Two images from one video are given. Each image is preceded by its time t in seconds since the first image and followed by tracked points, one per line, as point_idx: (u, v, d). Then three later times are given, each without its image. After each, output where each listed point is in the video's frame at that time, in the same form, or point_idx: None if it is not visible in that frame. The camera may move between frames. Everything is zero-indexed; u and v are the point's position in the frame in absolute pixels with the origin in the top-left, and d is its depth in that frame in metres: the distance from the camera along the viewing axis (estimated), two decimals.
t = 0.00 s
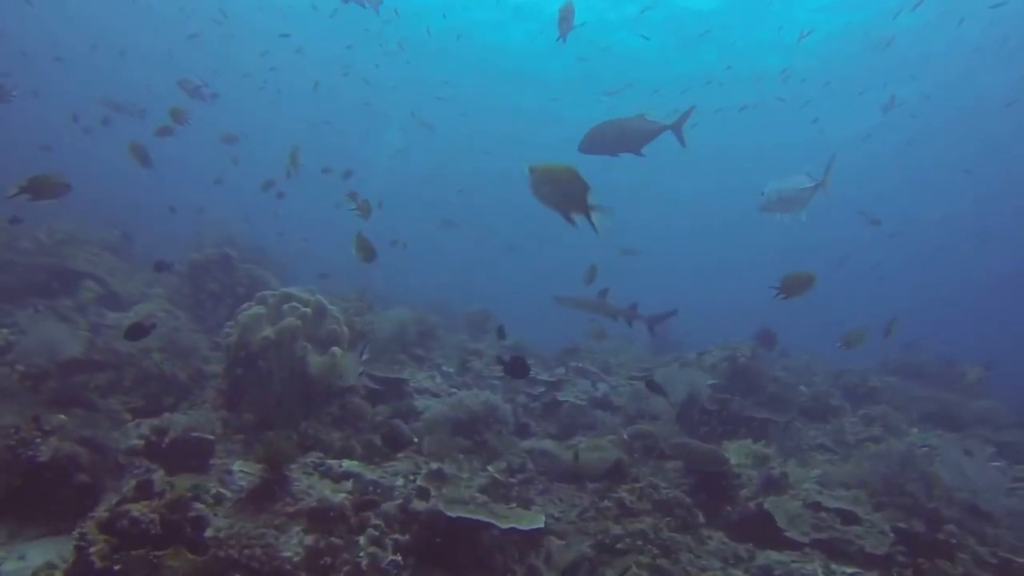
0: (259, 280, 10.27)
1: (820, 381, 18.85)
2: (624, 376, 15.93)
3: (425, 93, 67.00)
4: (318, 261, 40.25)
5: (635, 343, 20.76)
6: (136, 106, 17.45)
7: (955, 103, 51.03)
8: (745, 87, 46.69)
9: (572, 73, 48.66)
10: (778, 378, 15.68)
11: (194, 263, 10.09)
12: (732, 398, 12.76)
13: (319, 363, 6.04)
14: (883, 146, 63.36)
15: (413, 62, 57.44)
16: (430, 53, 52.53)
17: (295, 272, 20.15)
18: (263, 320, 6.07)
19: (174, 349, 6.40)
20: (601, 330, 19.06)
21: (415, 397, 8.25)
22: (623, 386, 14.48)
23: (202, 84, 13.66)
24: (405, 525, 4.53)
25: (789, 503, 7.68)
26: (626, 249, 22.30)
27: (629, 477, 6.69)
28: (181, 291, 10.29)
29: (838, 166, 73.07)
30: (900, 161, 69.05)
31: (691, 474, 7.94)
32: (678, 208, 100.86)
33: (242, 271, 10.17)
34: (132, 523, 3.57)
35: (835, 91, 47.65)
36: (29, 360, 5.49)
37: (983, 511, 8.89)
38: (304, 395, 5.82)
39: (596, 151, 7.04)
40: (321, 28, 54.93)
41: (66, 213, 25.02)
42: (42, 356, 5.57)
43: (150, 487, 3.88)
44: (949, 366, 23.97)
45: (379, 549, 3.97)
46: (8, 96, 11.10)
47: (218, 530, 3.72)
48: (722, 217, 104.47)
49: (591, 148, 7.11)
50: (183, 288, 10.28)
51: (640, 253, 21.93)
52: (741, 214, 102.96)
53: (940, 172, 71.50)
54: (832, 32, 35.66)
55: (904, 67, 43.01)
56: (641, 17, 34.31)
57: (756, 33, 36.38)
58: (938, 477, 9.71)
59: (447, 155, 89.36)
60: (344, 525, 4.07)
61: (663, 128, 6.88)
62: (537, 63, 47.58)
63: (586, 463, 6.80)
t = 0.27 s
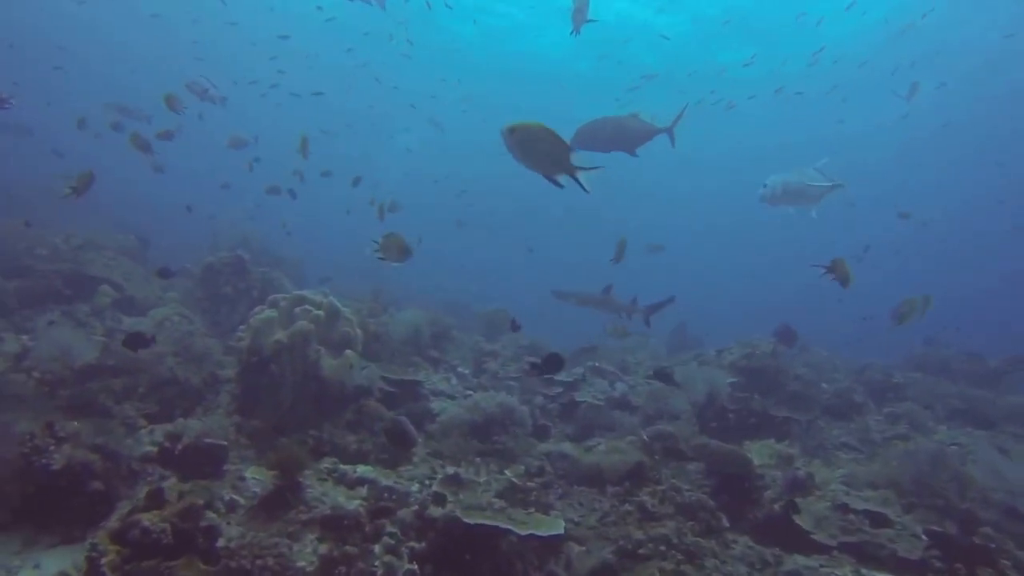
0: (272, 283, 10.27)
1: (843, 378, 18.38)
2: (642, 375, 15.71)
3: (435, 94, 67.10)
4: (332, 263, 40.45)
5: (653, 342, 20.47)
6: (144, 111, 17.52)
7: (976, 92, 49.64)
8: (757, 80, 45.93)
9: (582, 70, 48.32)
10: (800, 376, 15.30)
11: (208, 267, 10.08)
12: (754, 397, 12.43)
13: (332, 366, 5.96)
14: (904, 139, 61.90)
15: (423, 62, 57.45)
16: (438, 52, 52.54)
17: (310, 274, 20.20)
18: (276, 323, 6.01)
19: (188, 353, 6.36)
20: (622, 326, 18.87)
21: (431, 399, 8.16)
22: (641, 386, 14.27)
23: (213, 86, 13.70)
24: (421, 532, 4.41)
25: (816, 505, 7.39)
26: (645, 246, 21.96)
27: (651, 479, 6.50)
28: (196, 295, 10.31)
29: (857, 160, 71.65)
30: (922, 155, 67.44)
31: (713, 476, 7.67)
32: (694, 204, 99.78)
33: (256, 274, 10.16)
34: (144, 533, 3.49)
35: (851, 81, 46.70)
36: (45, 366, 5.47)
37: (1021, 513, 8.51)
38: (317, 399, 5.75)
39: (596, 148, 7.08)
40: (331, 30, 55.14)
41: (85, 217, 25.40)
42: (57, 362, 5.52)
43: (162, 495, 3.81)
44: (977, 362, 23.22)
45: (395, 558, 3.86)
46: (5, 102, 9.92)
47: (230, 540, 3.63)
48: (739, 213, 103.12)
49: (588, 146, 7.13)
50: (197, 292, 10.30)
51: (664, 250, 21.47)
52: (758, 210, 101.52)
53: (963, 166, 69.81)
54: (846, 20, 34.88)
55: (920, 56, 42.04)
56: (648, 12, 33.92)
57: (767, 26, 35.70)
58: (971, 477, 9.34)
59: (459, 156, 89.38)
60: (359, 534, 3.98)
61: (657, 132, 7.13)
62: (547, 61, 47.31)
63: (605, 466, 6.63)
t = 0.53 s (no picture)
0: (286, 285, 10.28)
1: (865, 374, 17.94)
2: (659, 374, 15.51)
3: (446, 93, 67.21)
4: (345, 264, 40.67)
5: (669, 341, 20.23)
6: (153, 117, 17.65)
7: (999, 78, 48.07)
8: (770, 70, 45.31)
9: (591, 66, 47.94)
10: (821, 373, 14.94)
11: (221, 270, 10.11)
12: (775, 394, 12.12)
13: (346, 370, 5.90)
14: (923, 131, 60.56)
15: (433, 61, 57.53)
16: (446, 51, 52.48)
17: (323, 274, 20.29)
18: (288, 326, 5.95)
19: (202, 357, 6.31)
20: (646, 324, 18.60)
21: (446, 401, 8.10)
22: (658, 384, 14.08)
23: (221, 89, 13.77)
24: (438, 542, 4.29)
25: (843, 506, 7.14)
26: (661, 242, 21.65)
27: (672, 481, 6.32)
28: (209, 298, 10.34)
29: (875, 154, 70.22)
30: (942, 147, 65.94)
31: (736, 476, 7.44)
32: (709, 200, 98.82)
33: (267, 277, 10.21)
34: (156, 543, 3.41)
35: (866, 70, 45.79)
36: (63, 372, 5.44)
37: None
38: (331, 402, 5.68)
39: (593, 142, 7.34)
40: (342, 31, 55.43)
41: (102, 222, 25.76)
42: (75, 367, 5.49)
43: (174, 504, 3.73)
44: (1006, 357, 22.44)
45: (411, 570, 3.77)
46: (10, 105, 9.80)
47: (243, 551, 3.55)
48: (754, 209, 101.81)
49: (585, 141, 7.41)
50: (211, 295, 10.33)
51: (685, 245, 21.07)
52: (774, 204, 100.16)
53: (986, 157, 67.92)
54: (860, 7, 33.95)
55: (938, 42, 40.94)
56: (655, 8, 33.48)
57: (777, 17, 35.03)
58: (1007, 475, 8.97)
59: (470, 156, 89.39)
60: (375, 543, 3.91)
61: (650, 130, 7.45)
62: (557, 58, 47.07)
63: (625, 468, 6.48)
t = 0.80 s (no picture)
0: (301, 288, 10.26)
1: (890, 372, 17.47)
2: (678, 374, 15.29)
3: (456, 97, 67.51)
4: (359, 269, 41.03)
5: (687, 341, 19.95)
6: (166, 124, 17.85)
7: None
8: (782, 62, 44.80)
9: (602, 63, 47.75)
10: (845, 370, 14.55)
11: (236, 274, 10.12)
12: (798, 392, 11.80)
13: (361, 374, 5.81)
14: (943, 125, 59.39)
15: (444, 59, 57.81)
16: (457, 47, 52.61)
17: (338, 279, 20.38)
18: (302, 331, 5.87)
19: (216, 363, 6.23)
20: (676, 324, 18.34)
21: (462, 404, 8.01)
22: (678, 384, 13.84)
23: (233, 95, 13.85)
24: (456, 552, 4.16)
25: (874, 510, 6.87)
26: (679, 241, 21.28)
27: (696, 485, 6.12)
28: (224, 303, 10.34)
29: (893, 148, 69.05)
30: (963, 142, 64.62)
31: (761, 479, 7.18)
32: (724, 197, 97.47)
33: (281, 281, 10.19)
34: (169, 557, 3.31)
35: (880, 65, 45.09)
36: (79, 379, 5.38)
37: None
38: (346, 408, 5.58)
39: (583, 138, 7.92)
40: (355, 34, 55.99)
41: (122, 230, 26.18)
42: (92, 374, 5.41)
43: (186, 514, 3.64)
44: None
45: None
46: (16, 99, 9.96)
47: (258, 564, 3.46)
48: (770, 208, 100.51)
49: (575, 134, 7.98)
50: (226, 300, 10.33)
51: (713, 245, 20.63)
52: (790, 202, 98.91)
53: (1011, 146, 65.94)
54: None
55: (959, 29, 39.67)
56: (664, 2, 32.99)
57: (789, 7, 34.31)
58: None
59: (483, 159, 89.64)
60: (391, 555, 3.80)
61: (640, 126, 7.75)
62: (566, 55, 46.62)
63: (645, 473, 6.29)
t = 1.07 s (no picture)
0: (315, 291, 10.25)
1: (915, 369, 16.98)
2: (696, 373, 15.11)
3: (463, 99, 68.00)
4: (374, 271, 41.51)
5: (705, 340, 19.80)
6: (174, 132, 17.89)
7: None
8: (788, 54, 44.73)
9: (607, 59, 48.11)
10: (869, 368, 14.15)
11: (251, 280, 10.17)
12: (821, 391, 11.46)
13: (376, 380, 5.74)
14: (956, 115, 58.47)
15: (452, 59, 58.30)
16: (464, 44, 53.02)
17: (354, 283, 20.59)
18: (317, 337, 5.84)
19: (232, 370, 6.19)
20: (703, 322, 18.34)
21: (480, 408, 7.94)
22: (698, 385, 13.61)
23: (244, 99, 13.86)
24: (476, 563, 4.06)
25: (906, 514, 6.60)
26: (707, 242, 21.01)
27: (721, 491, 5.94)
28: (239, 309, 10.34)
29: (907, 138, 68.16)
30: (978, 134, 63.38)
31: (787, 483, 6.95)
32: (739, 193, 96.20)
33: (296, 285, 10.16)
34: (184, 570, 3.24)
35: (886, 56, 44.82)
36: (95, 388, 5.34)
37: None
38: (363, 413, 5.50)
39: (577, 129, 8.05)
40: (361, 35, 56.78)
41: (142, 238, 26.75)
42: (107, 384, 5.34)
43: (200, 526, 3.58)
44: None
45: None
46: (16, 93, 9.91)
47: None
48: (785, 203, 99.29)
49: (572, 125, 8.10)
50: (242, 306, 10.32)
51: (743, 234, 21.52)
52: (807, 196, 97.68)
53: None
54: None
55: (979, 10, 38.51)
56: None
57: None
58: None
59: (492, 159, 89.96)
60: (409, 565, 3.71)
61: (637, 126, 7.90)
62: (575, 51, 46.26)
63: (668, 476, 6.13)
